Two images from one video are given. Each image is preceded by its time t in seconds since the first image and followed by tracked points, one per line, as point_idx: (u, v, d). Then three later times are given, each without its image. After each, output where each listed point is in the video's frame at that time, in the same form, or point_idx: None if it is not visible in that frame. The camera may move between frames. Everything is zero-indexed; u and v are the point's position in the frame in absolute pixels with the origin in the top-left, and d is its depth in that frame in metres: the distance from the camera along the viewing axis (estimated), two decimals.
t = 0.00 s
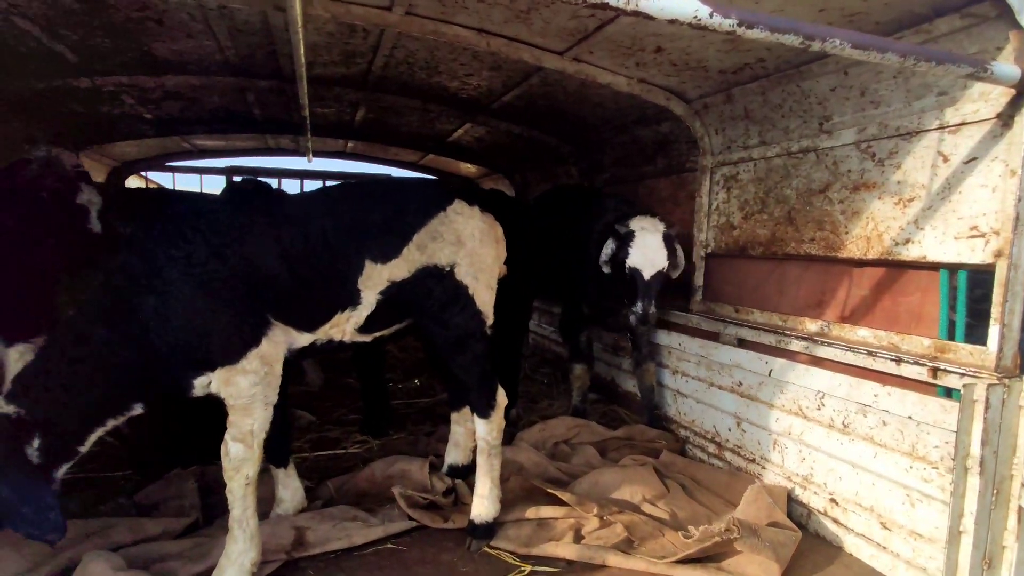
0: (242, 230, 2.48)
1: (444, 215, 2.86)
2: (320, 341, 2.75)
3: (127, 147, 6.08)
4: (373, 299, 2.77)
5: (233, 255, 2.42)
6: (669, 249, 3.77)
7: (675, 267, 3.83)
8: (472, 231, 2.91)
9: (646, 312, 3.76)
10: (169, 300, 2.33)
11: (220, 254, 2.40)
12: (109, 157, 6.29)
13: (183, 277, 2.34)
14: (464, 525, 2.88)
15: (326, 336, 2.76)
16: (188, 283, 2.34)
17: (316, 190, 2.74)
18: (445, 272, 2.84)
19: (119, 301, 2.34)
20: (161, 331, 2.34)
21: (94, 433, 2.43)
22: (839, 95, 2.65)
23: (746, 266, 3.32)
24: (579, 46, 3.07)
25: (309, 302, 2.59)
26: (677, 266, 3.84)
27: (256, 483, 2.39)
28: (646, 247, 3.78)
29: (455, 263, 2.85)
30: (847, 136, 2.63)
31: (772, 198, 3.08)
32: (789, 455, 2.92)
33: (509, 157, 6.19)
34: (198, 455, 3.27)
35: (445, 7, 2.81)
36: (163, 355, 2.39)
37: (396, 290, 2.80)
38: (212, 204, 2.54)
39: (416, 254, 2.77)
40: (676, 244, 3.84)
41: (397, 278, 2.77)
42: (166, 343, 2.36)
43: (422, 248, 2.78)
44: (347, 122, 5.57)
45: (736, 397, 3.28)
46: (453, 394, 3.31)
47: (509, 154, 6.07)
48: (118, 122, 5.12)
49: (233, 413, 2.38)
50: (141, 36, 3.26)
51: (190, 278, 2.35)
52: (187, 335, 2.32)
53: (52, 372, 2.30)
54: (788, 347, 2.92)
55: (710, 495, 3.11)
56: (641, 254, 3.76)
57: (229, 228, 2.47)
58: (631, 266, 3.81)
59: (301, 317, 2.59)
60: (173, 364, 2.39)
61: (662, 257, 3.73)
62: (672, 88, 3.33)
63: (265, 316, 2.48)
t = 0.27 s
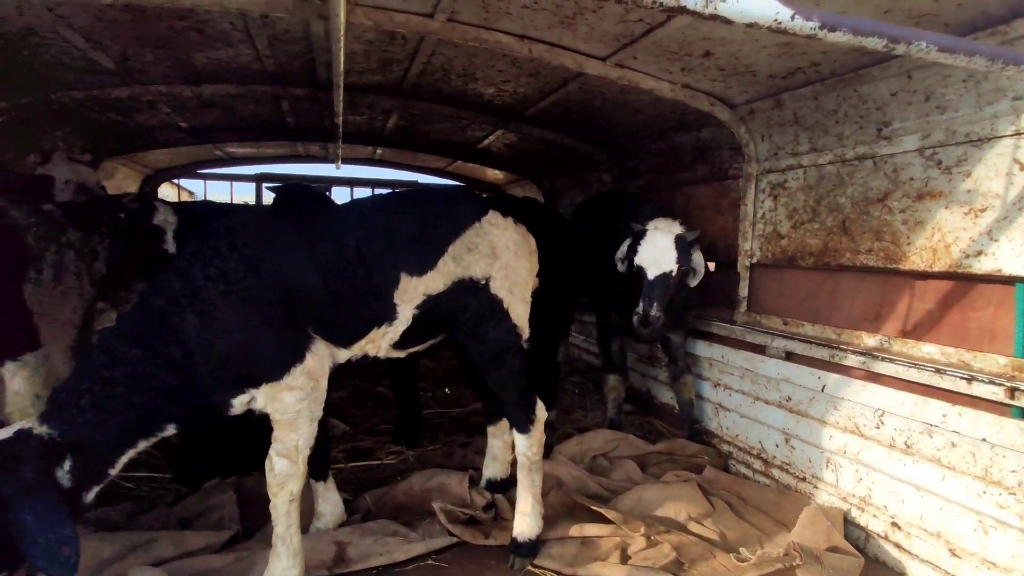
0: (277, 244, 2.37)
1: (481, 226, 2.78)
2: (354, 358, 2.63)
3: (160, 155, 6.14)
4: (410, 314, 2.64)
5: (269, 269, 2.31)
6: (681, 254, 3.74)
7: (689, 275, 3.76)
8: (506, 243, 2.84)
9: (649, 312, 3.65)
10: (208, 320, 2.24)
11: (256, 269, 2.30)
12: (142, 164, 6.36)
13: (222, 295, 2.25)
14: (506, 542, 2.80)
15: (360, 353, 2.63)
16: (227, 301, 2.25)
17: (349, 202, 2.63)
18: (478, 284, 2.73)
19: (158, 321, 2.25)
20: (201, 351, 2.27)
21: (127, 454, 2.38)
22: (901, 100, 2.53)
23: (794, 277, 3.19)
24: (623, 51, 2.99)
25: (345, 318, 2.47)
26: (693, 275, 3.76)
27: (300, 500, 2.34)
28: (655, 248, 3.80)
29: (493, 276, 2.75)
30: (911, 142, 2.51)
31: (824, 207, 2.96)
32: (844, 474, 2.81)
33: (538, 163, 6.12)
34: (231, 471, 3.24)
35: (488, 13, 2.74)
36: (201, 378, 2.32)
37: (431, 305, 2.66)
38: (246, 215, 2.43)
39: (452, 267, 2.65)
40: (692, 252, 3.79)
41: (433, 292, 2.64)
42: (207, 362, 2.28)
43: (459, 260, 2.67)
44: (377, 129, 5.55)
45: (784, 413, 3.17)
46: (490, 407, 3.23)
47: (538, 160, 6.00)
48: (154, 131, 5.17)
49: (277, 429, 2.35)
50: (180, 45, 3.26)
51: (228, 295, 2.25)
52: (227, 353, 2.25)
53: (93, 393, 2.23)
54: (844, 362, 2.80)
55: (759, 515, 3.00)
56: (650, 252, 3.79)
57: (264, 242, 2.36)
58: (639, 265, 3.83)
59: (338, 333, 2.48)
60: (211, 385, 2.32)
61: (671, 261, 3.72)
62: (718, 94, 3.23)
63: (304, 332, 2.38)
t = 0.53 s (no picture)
0: (331, 252, 2.39)
1: (529, 233, 2.77)
2: (406, 364, 2.62)
3: (201, 162, 6.28)
4: (461, 321, 2.62)
5: (324, 276, 2.33)
6: (713, 261, 3.69)
7: (722, 284, 3.72)
8: (555, 251, 2.84)
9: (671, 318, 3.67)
10: (264, 327, 2.27)
11: (312, 276, 2.32)
12: (184, 171, 6.51)
13: (278, 302, 2.28)
14: (552, 551, 2.77)
15: (413, 359, 2.62)
16: (283, 308, 2.27)
17: (400, 211, 2.64)
18: (530, 292, 2.73)
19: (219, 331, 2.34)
20: (257, 358, 2.28)
21: (181, 458, 2.35)
22: (966, 103, 2.45)
23: (846, 285, 3.11)
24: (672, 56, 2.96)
25: (398, 324, 2.45)
26: (726, 284, 3.71)
27: (352, 507, 2.35)
28: (685, 251, 3.77)
29: (541, 284, 2.76)
30: (977, 146, 2.43)
31: (880, 213, 2.89)
32: (903, 489, 2.72)
33: (573, 168, 6.10)
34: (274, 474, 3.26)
35: (537, 20, 2.72)
36: (255, 385, 2.32)
37: (482, 312, 2.65)
38: (304, 224, 2.51)
39: (502, 275, 2.64)
40: (726, 260, 3.73)
41: (484, 299, 2.62)
42: (261, 368, 2.29)
43: (508, 268, 2.66)
44: (413, 136, 5.60)
45: (836, 424, 3.08)
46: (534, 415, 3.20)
47: (572, 165, 5.98)
48: (197, 138, 5.28)
49: (330, 435, 2.36)
50: (231, 55, 3.33)
51: (284, 303, 2.28)
52: (283, 360, 2.26)
53: (151, 398, 2.27)
54: (903, 373, 2.71)
55: (811, 530, 2.92)
56: (678, 257, 3.77)
57: (320, 249, 2.39)
58: (666, 267, 3.82)
59: (390, 340, 2.46)
60: (264, 392, 2.32)
61: (700, 268, 3.67)
62: (767, 98, 3.18)
63: (358, 340, 2.36)
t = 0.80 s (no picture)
0: (375, 258, 2.41)
1: (567, 241, 2.76)
2: (444, 371, 2.64)
3: (233, 167, 6.39)
4: (501, 328, 2.62)
5: (367, 283, 2.34)
6: (719, 259, 3.69)
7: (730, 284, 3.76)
8: (593, 259, 2.83)
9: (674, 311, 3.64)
10: (305, 332, 2.28)
11: (357, 282, 2.34)
12: (217, 176, 6.63)
13: (322, 308, 2.29)
14: (588, 560, 2.74)
15: (452, 366, 2.64)
16: (327, 313, 2.28)
17: (439, 217, 2.64)
18: (569, 300, 2.72)
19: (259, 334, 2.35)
20: (298, 363, 2.28)
21: (216, 458, 2.37)
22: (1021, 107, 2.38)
23: (889, 293, 3.03)
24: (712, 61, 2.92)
25: (438, 332, 2.46)
26: (734, 284, 3.75)
27: (391, 512, 2.35)
28: (692, 248, 3.76)
29: (579, 291, 2.75)
30: None
31: (927, 220, 2.81)
32: (951, 505, 2.63)
33: (600, 173, 6.08)
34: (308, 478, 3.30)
35: (576, 26, 2.72)
36: (295, 390, 2.33)
37: (521, 320, 2.66)
38: (345, 230, 2.54)
39: (542, 283, 2.65)
40: (735, 262, 3.74)
41: (523, 307, 2.63)
42: (301, 374, 2.29)
43: (547, 276, 2.67)
44: (443, 141, 5.63)
45: (879, 436, 3.00)
46: (567, 422, 3.18)
47: (600, 171, 5.95)
48: (232, 143, 5.38)
49: (369, 440, 2.37)
50: (271, 63, 3.39)
51: (328, 308, 2.29)
52: (325, 366, 2.26)
53: (194, 400, 2.31)
54: (952, 385, 2.63)
55: (854, 545, 2.84)
56: (684, 252, 3.77)
57: (365, 255, 2.41)
58: (672, 264, 3.82)
59: (429, 347, 2.47)
60: (303, 397, 2.33)
61: (707, 267, 3.67)
62: (808, 103, 3.12)
63: (398, 346, 2.38)
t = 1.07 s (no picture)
0: (396, 263, 2.43)
1: (588, 246, 2.75)
2: (463, 375, 2.65)
3: (258, 171, 6.50)
4: (520, 333, 2.62)
5: (387, 287, 2.37)
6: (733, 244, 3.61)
7: (743, 272, 3.65)
8: (613, 263, 2.79)
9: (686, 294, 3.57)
10: (326, 335, 2.30)
11: (377, 286, 2.37)
12: (242, 179, 6.75)
13: (341, 311, 2.32)
14: (607, 566, 2.72)
15: (471, 369, 2.64)
16: (346, 317, 2.31)
17: (460, 221, 2.65)
18: (587, 305, 2.70)
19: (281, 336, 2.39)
20: (319, 364, 2.31)
21: (238, 457, 2.40)
22: None
23: (918, 300, 2.96)
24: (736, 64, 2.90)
25: (457, 336, 2.48)
26: (747, 272, 3.64)
27: (410, 514, 2.36)
28: (706, 233, 3.70)
29: (599, 296, 2.73)
30: None
31: (959, 225, 2.75)
32: (983, 518, 2.56)
33: (621, 177, 6.04)
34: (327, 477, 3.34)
35: (598, 30, 2.71)
36: (316, 391, 2.36)
37: (540, 325, 2.65)
38: (367, 234, 2.57)
39: (562, 288, 2.64)
40: (749, 250, 3.63)
41: (543, 312, 2.63)
42: (321, 376, 2.32)
43: (567, 280, 2.66)
44: (463, 145, 5.66)
45: (907, 446, 2.93)
46: (587, 427, 3.16)
47: (621, 174, 5.92)
48: (257, 147, 5.47)
49: (388, 443, 2.38)
50: (296, 68, 3.44)
51: (347, 312, 2.32)
52: (343, 368, 2.29)
53: (218, 400, 2.35)
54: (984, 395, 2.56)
55: (880, 556, 2.78)
56: (698, 237, 3.71)
57: (385, 259, 2.44)
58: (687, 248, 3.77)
59: (448, 350, 2.48)
60: (324, 398, 2.36)
61: (720, 250, 3.60)
62: (834, 106, 3.08)
63: (416, 349, 2.40)
